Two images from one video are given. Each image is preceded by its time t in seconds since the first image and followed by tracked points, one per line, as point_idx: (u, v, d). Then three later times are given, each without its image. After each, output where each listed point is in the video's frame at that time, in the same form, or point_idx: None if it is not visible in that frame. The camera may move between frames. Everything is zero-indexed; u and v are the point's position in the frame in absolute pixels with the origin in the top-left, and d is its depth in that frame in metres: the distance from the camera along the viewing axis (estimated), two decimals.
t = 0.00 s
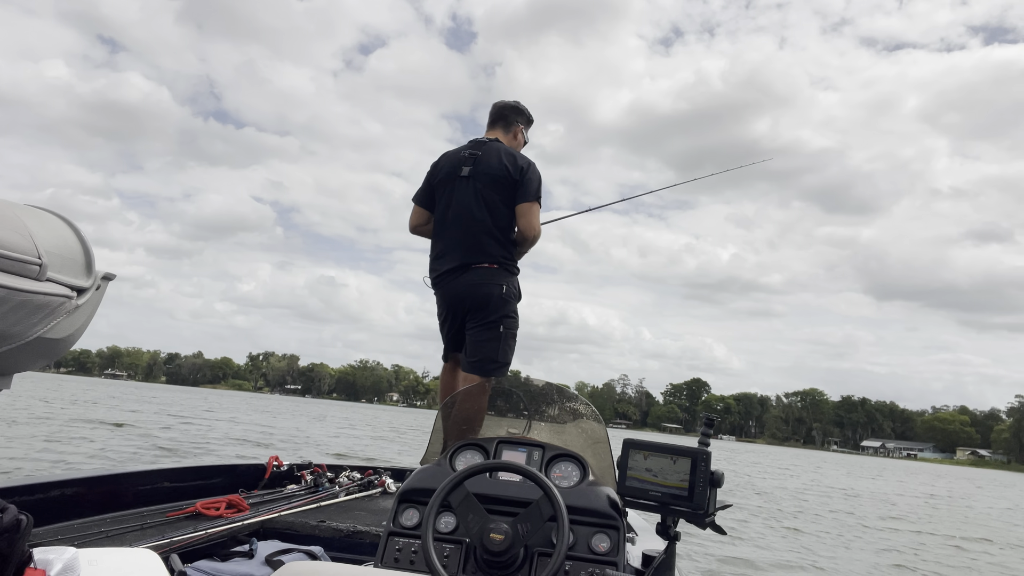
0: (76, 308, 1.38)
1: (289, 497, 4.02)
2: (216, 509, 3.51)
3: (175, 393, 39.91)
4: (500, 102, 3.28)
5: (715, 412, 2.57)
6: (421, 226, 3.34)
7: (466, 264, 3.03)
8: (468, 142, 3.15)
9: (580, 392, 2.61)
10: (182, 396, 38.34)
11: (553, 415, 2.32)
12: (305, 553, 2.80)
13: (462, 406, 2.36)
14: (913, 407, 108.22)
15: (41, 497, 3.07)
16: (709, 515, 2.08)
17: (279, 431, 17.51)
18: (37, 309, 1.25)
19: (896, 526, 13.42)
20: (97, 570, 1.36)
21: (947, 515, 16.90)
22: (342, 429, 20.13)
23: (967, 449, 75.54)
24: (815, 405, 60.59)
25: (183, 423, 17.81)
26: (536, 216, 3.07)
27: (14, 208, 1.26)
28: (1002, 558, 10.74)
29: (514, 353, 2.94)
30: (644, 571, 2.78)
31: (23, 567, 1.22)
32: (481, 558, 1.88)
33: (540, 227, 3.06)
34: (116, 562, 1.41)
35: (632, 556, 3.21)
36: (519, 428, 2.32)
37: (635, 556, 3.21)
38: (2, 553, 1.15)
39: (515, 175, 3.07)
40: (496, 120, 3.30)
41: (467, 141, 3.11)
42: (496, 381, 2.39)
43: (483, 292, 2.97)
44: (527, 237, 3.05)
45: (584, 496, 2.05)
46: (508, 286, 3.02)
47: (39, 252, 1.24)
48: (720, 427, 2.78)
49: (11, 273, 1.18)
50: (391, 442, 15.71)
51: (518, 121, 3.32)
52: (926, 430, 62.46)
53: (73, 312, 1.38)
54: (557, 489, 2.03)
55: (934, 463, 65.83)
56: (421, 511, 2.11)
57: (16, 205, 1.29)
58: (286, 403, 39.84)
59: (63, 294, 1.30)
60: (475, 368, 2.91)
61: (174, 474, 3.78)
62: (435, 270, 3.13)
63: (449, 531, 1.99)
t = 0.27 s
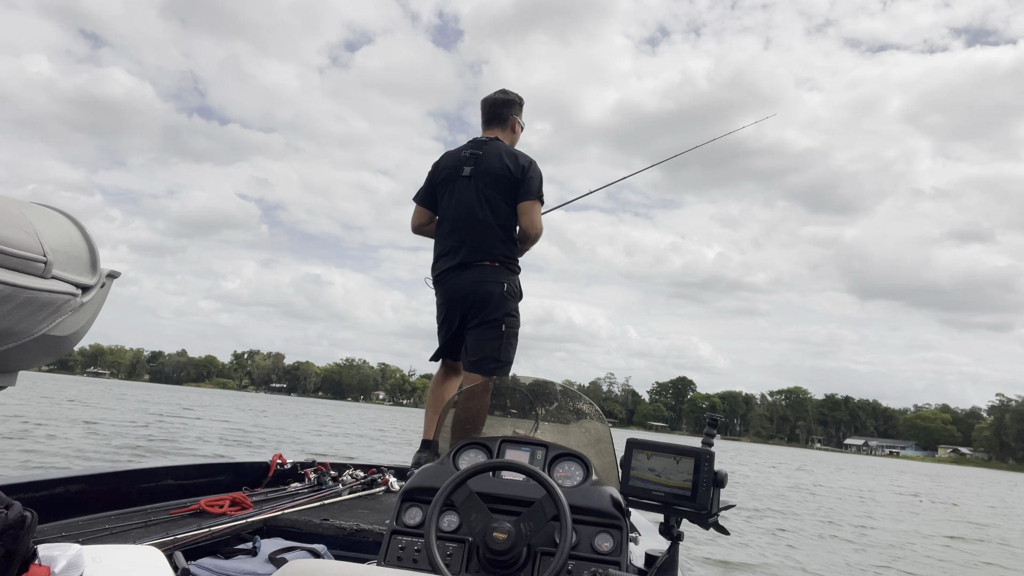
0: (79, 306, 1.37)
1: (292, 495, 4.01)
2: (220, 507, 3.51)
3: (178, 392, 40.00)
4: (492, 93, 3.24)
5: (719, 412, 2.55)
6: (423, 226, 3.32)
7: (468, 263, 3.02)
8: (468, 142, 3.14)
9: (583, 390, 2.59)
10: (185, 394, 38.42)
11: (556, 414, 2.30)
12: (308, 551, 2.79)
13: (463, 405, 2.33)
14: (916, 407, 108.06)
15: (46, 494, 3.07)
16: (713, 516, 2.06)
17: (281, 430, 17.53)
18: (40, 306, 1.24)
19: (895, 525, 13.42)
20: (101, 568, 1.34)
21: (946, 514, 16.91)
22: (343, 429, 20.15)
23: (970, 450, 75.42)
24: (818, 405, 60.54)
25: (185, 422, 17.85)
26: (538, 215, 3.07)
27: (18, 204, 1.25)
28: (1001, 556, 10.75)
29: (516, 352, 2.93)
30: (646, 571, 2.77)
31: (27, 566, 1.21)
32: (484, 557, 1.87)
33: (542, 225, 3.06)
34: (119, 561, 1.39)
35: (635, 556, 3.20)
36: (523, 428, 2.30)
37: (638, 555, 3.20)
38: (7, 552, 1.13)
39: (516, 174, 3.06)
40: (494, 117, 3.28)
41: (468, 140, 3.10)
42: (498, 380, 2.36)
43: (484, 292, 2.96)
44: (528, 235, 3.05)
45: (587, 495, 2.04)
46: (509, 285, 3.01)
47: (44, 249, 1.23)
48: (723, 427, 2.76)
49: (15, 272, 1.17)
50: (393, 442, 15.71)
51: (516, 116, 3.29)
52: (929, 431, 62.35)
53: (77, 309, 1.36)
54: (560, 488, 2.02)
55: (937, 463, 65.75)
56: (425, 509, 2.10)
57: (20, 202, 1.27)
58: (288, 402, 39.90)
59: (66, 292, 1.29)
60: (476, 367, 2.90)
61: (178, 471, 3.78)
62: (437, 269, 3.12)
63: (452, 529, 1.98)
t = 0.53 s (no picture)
0: (83, 305, 1.38)
1: (294, 495, 4.02)
2: (222, 506, 3.52)
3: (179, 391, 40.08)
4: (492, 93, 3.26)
5: (720, 413, 2.55)
6: (423, 227, 3.31)
7: (465, 263, 3.02)
8: (465, 142, 3.14)
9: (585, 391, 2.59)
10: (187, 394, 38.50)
11: (558, 414, 2.30)
12: (310, 550, 2.80)
13: (463, 406, 2.33)
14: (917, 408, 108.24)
15: (48, 493, 3.08)
16: (713, 516, 2.06)
17: (281, 431, 17.54)
18: (44, 305, 1.24)
19: (893, 524, 13.45)
20: (103, 567, 1.35)
21: (943, 513, 16.95)
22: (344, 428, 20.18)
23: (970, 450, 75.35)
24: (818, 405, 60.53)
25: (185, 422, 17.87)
26: (536, 213, 3.08)
27: (19, 204, 1.25)
28: (998, 555, 10.78)
29: (515, 350, 2.93)
30: (648, 571, 2.77)
31: (29, 565, 1.22)
32: (485, 557, 1.87)
33: (541, 223, 3.07)
34: (121, 559, 1.40)
35: (636, 556, 3.20)
36: (524, 428, 2.31)
37: (639, 555, 3.20)
38: (8, 551, 1.14)
39: (513, 173, 3.07)
40: (489, 116, 3.27)
41: (465, 140, 3.10)
42: (498, 381, 2.36)
43: (481, 291, 2.96)
44: (527, 234, 3.06)
45: (589, 495, 2.04)
46: (506, 284, 3.01)
47: (47, 249, 1.24)
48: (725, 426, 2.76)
49: (17, 270, 1.18)
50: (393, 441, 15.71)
51: (512, 113, 3.28)
52: (930, 432, 62.30)
53: (80, 309, 1.37)
54: (561, 488, 2.02)
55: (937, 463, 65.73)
56: (426, 509, 2.11)
57: (24, 201, 1.28)
58: (290, 402, 39.95)
59: (69, 291, 1.29)
60: (475, 367, 2.90)
61: (180, 471, 3.79)
62: (435, 270, 3.12)
63: (454, 529, 1.99)
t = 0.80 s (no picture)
0: (83, 308, 1.39)
1: (295, 497, 4.02)
2: (223, 509, 3.52)
3: (179, 392, 40.05)
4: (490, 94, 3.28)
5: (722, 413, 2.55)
6: (419, 227, 3.31)
7: (459, 261, 3.02)
8: (462, 139, 3.14)
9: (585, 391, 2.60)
10: (187, 396, 38.47)
11: (558, 415, 2.30)
12: (311, 552, 2.80)
13: (463, 407, 2.34)
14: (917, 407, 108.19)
15: (49, 496, 3.09)
16: (715, 516, 2.06)
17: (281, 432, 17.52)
18: (45, 308, 1.25)
19: (889, 524, 13.50)
20: (104, 570, 1.36)
21: (939, 512, 17.01)
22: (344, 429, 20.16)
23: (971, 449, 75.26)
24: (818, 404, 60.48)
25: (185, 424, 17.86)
26: (533, 212, 3.09)
27: (20, 207, 1.26)
28: (993, 555, 10.84)
29: (508, 350, 2.93)
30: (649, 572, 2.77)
31: (31, 567, 1.22)
32: (487, 558, 1.88)
33: (537, 222, 3.08)
34: (123, 562, 1.40)
35: (639, 557, 3.20)
36: (526, 428, 2.31)
37: (642, 556, 3.20)
38: (10, 553, 1.15)
39: (510, 172, 3.09)
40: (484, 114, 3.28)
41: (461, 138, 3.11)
42: (498, 381, 2.36)
43: (475, 290, 2.96)
44: (523, 233, 3.07)
45: (591, 496, 2.04)
46: (500, 284, 3.01)
47: (48, 252, 1.25)
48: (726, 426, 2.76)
49: (19, 275, 1.18)
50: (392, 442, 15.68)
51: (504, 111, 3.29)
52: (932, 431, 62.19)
53: (80, 312, 1.38)
54: (563, 489, 2.02)
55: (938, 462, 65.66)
56: (428, 510, 2.11)
57: (25, 206, 1.29)
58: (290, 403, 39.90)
59: (71, 294, 1.30)
60: (470, 366, 2.90)
61: (181, 474, 3.79)
62: (430, 267, 3.11)
63: (455, 530, 1.99)
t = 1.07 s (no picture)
0: (79, 307, 1.37)
1: (292, 497, 4.01)
2: (219, 509, 3.50)
3: (174, 391, 40.01)
4: (463, 86, 3.17)
5: (718, 412, 2.54)
6: (401, 222, 3.19)
7: (455, 260, 2.99)
8: (454, 138, 3.10)
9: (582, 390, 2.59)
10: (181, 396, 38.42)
11: (554, 415, 2.29)
12: (308, 552, 2.79)
13: (460, 406, 2.34)
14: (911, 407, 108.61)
15: (44, 497, 3.06)
16: (713, 515, 2.06)
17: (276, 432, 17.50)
18: (41, 308, 1.23)
19: (886, 530, 13.50)
20: (100, 570, 1.34)
21: (935, 517, 17.04)
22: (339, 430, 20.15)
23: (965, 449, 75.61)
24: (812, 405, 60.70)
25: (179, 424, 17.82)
26: (528, 212, 3.10)
27: (17, 207, 1.25)
28: (990, 562, 10.83)
29: (504, 349, 2.94)
30: (646, 570, 2.76)
31: (27, 568, 1.21)
32: (484, 557, 1.87)
33: (532, 223, 3.09)
34: (119, 564, 1.38)
35: (635, 556, 3.20)
36: (523, 428, 2.30)
37: (638, 555, 3.20)
38: (7, 553, 1.13)
39: (507, 174, 3.10)
40: (473, 111, 3.21)
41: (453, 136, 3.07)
42: (494, 381, 2.35)
43: (473, 290, 2.95)
44: (518, 233, 3.08)
45: (588, 496, 2.04)
46: (496, 283, 3.02)
47: (43, 251, 1.23)
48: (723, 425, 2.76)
49: (14, 273, 1.16)
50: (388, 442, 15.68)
51: (489, 108, 3.22)
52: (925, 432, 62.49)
53: (76, 311, 1.36)
54: (560, 488, 2.02)
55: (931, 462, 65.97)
56: (425, 510, 2.10)
57: (19, 204, 1.27)
58: (285, 403, 39.86)
59: (66, 294, 1.28)
60: (468, 366, 2.89)
61: (177, 474, 3.77)
62: (421, 266, 3.06)
63: (452, 530, 1.98)
